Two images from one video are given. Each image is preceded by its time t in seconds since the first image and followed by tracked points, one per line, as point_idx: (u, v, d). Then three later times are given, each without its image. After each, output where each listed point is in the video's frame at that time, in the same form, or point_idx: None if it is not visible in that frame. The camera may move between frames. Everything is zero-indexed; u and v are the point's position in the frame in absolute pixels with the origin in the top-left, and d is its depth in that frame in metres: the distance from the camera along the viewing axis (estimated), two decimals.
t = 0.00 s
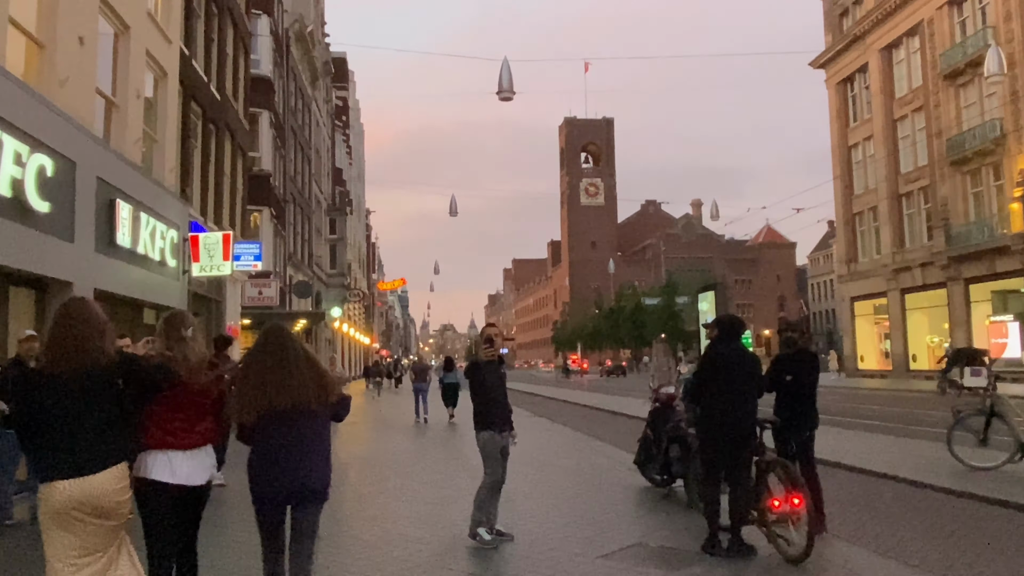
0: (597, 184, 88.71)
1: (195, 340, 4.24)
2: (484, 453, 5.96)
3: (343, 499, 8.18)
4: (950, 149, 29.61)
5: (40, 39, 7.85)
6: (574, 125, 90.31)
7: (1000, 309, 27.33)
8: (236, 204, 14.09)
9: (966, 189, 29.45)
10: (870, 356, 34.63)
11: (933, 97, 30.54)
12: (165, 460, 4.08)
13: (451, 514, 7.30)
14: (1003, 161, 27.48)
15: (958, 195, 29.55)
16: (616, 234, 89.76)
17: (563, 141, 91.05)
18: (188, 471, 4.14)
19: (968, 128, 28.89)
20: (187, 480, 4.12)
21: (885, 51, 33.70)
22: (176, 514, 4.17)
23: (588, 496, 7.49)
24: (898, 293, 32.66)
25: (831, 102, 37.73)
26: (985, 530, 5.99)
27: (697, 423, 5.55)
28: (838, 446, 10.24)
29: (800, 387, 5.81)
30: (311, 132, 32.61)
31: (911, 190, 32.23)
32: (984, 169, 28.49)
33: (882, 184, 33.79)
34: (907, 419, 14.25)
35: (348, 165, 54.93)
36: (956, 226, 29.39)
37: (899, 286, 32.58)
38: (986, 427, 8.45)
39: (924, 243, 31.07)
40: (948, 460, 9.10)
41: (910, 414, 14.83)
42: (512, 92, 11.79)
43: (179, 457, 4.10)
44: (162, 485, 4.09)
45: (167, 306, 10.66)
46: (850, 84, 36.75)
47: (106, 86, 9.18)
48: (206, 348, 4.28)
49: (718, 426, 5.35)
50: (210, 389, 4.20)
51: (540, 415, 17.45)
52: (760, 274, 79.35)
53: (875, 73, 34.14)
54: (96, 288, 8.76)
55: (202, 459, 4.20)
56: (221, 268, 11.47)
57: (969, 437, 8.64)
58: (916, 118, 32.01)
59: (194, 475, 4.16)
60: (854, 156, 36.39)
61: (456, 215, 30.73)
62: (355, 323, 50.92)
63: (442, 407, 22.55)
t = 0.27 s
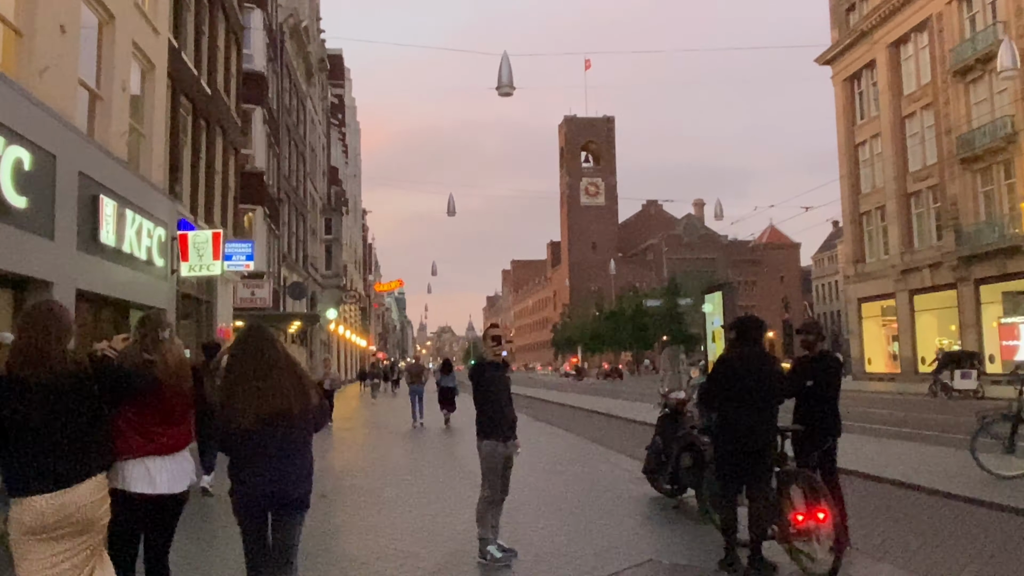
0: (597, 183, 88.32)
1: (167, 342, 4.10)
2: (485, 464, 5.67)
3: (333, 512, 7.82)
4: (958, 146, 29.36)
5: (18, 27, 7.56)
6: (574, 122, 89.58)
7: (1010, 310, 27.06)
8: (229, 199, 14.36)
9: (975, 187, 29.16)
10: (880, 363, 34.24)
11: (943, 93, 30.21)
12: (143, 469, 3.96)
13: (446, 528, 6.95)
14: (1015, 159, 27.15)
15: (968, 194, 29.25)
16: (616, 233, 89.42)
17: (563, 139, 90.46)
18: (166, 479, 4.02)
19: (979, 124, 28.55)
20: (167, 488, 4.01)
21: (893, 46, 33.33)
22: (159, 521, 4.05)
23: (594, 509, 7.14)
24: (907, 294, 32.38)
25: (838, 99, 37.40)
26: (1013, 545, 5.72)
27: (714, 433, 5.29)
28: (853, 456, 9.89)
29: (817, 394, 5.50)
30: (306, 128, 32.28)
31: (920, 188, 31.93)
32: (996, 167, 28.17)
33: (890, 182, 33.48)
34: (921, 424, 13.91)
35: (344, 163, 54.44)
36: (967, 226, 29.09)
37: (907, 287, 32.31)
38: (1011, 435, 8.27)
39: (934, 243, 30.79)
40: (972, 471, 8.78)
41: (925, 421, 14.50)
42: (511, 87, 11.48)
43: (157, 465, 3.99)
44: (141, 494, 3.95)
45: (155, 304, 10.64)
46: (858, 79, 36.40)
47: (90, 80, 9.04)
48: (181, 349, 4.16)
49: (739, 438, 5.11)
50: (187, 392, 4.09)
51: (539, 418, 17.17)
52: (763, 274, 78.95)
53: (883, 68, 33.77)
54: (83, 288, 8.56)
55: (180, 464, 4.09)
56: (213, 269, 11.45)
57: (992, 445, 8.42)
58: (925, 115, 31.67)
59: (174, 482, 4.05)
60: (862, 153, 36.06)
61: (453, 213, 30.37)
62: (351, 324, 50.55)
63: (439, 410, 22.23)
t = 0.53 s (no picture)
0: (595, 183, 88.00)
1: (141, 349, 4.32)
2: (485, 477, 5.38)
3: (324, 521, 7.59)
4: (966, 146, 29.16)
5: None
6: (572, 121, 88.94)
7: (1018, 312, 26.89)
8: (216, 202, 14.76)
9: (983, 187, 29.03)
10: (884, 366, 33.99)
11: (949, 90, 30.00)
12: (108, 475, 4.14)
13: (441, 539, 6.73)
14: None
15: (976, 194, 29.07)
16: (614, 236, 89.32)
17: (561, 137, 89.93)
18: (133, 488, 4.20)
19: (988, 122, 28.32)
20: (134, 497, 4.19)
21: (898, 43, 33.08)
22: (118, 528, 4.20)
23: (600, 520, 6.92)
24: (912, 296, 32.13)
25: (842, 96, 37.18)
26: None
27: (732, 441, 5.05)
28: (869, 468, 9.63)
29: (843, 399, 5.46)
30: (298, 126, 32.03)
31: (926, 188, 31.77)
32: (1006, 166, 27.94)
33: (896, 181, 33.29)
34: (941, 433, 13.65)
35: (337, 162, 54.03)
36: (974, 227, 28.89)
37: (913, 289, 32.05)
38: None
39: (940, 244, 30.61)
40: (998, 482, 8.56)
41: (938, 426, 14.25)
42: (509, 83, 11.21)
43: (122, 472, 4.16)
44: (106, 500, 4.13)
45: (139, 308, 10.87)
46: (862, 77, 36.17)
47: (72, 69, 9.02)
48: (154, 356, 4.38)
49: (763, 445, 4.89)
50: (155, 399, 4.31)
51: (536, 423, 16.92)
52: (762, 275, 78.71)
53: (889, 65, 33.50)
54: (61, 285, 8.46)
55: (150, 475, 4.29)
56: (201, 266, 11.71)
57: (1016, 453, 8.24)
58: (931, 113, 31.45)
59: (142, 492, 4.22)
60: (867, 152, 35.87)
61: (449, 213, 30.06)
62: (344, 327, 50.29)
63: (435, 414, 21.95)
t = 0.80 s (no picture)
0: (594, 181, 87.69)
1: (103, 350, 3.74)
2: (486, 491, 5.09)
3: (310, 534, 7.14)
4: (983, 141, 28.74)
5: None
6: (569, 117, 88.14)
7: None
8: (185, 203, 15.15)
9: (1000, 185, 28.68)
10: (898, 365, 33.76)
11: (966, 84, 29.55)
12: (59, 491, 3.51)
13: (439, 557, 6.26)
14: None
15: (993, 191, 28.65)
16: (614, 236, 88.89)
17: (557, 136, 89.35)
18: (86, 504, 3.56)
19: (1006, 116, 27.86)
20: (86, 515, 3.55)
21: (911, 34, 32.56)
22: (70, 557, 3.54)
23: (609, 535, 6.46)
24: (925, 297, 31.72)
25: (851, 90, 36.67)
26: None
27: (757, 450, 4.51)
28: (914, 487, 9.19)
29: (878, 407, 4.90)
30: (284, 121, 31.55)
31: (939, 186, 31.32)
32: None
33: (908, 177, 32.82)
34: (985, 444, 13.28)
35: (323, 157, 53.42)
36: (991, 224, 28.51)
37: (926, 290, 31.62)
38: None
39: (955, 243, 30.16)
40: None
41: (967, 438, 13.85)
42: (506, 73, 10.64)
43: (77, 487, 3.53)
44: (52, 521, 3.51)
45: (109, 308, 10.90)
46: (874, 69, 35.63)
47: (40, 55, 9.12)
48: (117, 360, 3.80)
49: (789, 455, 4.33)
50: (120, 407, 3.70)
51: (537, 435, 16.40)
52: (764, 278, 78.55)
53: (902, 56, 32.99)
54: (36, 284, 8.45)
55: (107, 489, 3.65)
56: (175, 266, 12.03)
57: None
58: (945, 107, 30.99)
59: (95, 507, 3.58)
60: (877, 148, 35.40)
61: (443, 211, 29.55)
62: (332, 330, 49.76)
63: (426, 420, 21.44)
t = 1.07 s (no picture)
0: (593, 180, 87.30)
1: (73, 353, 3.52)
2: (490, 504, 4.90)
3: (298, 549, 6.87)
4: (990, 139, 28.56)
5: None
6: (567, 117, 87.72)
7: None
8: (175, 201, 14.99)
9: (1008, 183, 28.40)
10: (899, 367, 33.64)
11: (973, 80, 29.35)
12: (15, 508, 3.31)
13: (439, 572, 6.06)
14: None
15: (1001, 189, 28.45)
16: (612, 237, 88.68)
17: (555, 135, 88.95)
18: (45, 522, 3.35)
19: (1015, 114, 27.64)
20: (44, 534, 3.35)
21: (916, 31, 32.35)
22: None
23: (612, 565, 6.17)
24: (931, 298, 31.57)
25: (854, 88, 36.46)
26: None
27: (787, 464, 4.29)
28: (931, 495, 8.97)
29: (901, 417, 5.03)
30: (277, 119, 31.29)
31: (946, 184, 31.12)
32: None
33: (913, 176, 32.66)
34: (988, 449, 13.12)
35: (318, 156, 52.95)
36: (1000, 223, 28.32)
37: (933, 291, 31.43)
38: None
39: (962, 244, 29.99)
40: None
41: (979, 445, 13.61)
42: (506, 67, 10.39)
43: (33, 504, 3.32)
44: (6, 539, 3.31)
45: (99, 311, 11.06)
46: (877, 67, 35.45)
47: (22, 47, 9.39)
48: (86, 364, 3.56)
49: (829, 468, 4.15)
50: (85, 418, 3.49)
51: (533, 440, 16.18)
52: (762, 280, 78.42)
53: (907, 52, 32.77)
54: (20, 281, 8.70)
55: (69, 506, 3.44)
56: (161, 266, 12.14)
57: None
58: (952, 104, 30.79)
59: (54, 525, 3.37)
60: (880, 147, 35.23)
61: (439, 211, 29.30)
62: (327, 332, 49.53)
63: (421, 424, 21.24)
